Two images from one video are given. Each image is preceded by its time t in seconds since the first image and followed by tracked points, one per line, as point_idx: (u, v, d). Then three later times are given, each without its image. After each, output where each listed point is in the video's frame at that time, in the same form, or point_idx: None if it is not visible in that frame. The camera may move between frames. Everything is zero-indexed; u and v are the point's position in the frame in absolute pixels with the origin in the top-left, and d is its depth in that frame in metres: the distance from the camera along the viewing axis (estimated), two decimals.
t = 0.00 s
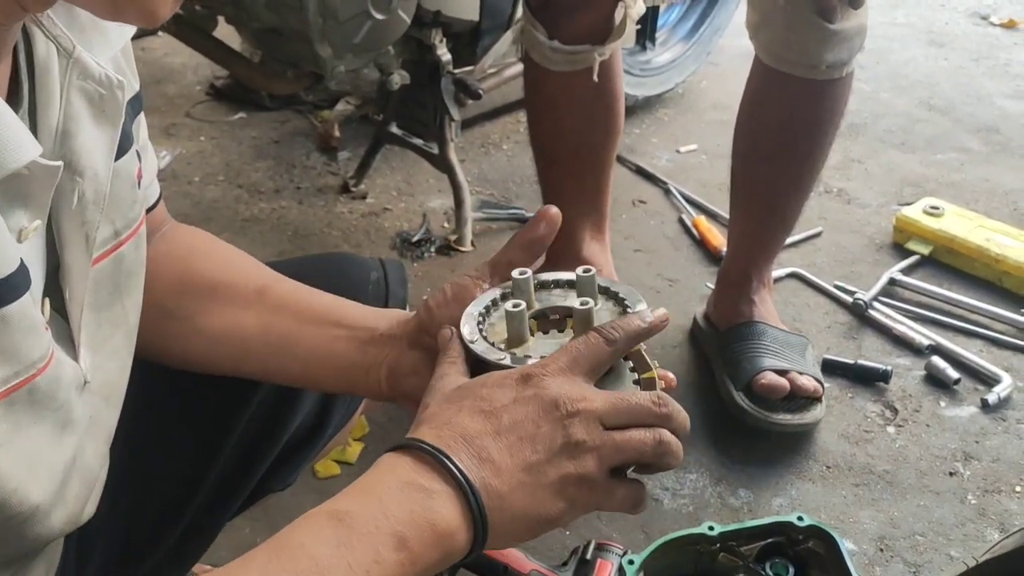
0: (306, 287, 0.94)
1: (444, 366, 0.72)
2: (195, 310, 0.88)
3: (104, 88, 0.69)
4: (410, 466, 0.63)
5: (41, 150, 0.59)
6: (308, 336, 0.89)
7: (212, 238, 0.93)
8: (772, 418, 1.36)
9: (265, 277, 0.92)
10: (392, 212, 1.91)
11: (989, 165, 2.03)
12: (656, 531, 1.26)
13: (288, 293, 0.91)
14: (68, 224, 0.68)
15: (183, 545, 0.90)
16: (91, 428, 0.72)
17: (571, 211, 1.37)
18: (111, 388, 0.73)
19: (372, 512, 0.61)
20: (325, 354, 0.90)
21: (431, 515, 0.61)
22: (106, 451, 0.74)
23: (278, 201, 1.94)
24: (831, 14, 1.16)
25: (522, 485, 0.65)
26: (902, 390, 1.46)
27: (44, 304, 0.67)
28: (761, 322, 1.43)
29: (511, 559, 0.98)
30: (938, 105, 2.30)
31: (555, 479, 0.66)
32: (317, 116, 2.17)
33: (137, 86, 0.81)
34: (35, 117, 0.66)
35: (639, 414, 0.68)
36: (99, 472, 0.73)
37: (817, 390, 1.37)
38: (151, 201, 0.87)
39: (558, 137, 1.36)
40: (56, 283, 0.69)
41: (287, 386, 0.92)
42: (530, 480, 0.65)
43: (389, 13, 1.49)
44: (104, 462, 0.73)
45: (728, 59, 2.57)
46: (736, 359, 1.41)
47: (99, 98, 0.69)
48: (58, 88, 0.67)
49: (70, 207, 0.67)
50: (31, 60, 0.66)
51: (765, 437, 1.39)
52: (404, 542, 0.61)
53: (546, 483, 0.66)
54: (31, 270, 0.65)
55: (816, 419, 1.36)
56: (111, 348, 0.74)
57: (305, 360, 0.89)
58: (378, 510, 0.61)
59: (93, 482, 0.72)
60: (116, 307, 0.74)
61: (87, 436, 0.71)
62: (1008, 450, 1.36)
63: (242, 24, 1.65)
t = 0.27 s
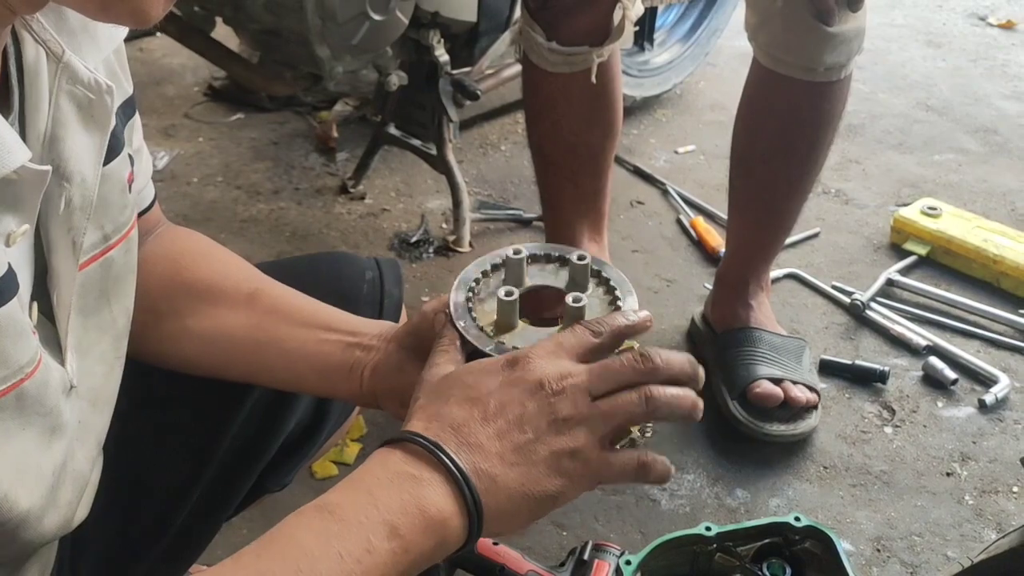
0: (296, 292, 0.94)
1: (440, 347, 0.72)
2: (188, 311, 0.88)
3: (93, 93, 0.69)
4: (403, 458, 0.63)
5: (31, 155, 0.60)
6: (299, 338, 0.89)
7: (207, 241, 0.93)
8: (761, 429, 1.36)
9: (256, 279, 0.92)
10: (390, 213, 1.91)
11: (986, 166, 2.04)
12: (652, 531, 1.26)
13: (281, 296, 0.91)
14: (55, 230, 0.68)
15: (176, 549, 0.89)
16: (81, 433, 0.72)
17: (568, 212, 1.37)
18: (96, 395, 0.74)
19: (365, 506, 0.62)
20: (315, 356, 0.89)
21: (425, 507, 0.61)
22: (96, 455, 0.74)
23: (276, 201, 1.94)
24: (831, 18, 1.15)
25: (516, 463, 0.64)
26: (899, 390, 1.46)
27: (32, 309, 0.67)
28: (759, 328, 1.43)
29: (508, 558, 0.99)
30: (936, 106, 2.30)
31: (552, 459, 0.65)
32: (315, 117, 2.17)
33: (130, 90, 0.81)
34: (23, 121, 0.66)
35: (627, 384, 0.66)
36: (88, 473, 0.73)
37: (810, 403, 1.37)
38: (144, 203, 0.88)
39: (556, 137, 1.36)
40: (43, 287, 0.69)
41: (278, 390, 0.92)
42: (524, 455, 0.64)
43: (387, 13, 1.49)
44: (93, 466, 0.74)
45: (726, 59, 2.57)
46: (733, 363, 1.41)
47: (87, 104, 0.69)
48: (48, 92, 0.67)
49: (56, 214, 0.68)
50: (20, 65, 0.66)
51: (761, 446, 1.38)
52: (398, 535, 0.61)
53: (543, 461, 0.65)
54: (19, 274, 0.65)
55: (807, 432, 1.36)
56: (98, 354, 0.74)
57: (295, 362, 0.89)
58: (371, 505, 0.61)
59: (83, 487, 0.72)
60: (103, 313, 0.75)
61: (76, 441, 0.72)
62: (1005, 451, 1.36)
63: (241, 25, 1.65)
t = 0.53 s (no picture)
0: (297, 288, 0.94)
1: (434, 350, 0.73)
2: (185, 311, 0.88)
3: (90, 93, 0.69)
4: (396, 465, 0.63)
5: (30, 157, 0.59)
6: (297, 336, 0.89)
7: (206, 240, 0.93)
8: (760, 433, 1.35)
9: (256, 277, 0.92)
10: (389, 212, 1.91)
11: (986, 165, 2.04)
12: (653, 531, 1.26)
13: (279, 294, 0.91)
14: (53, 232, 0.68)
15: (180, 547, 0.89)
16: (78, 434, 0.72)
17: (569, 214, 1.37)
18: (94, 397, 0.73)
19: (358, 514, 0.61)
20: (312, 351, 0.89)
21: (417, 516, 0.61)
22: (93, 456, 0.74)
23: (275, 201, 1.94)
24: (830, 18, 1.15)
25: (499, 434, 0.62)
26: (899, 389, 1.46)
27: (30, 310, 0.67)
28: (759, 330, 1.43)
29: (508, 558, 0.99)
30: (935, 105, 2.30)
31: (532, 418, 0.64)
32: (314, 116, 2.17)
33: (128, 91, 0.81)
34: (22, 122, 0.66)
35: (564, 316, 0.65)
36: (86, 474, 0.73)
37: (807, 409, 1.37)
38: (144, 205, 0.88)
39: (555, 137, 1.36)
40: (40, 289, 0.69)
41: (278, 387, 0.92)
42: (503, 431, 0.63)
43: (385, 13, 1.49)
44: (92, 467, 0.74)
45: (725, 58, 2.57)
46: (729, 365, 1.41)
47: (85, 103, 0.69)
48: (44, 93, 0.66)
49: (54, 215, 0.67)
50: (19, 66, 0.65)
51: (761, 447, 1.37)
52: (390, 544, 0.61)
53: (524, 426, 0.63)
54: (17, 275, 0.65)
55: (806, 434, 1.35)
56: (96, 356, 0.74)
57: (292, 360, 0.88)
58: (364, 513, 0.61)
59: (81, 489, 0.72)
60: (101, 313, 0.74)
61: (74, 443, 0.71)
62: (1004, 450, 1.36)
63: (240, 24, 1.65)
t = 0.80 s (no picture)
0: (297, 280, 0.93)
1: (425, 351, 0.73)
2: (183, 301, 0.87)
3: (95, 87, 0.68)
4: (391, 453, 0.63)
5: (37, 147, 0.59)
6: (296, 325, 0.88)
7: (204, 233, 0.92)
8: (759, 433, 1.34)
9: (256, 270, 0.91)
10: (389, 210, 1.90)
11: (988, 162, 2.03)
12: (653, 529, 1.26)
13: (277, 285, 0.90)
14: (60, 225, 0.67)
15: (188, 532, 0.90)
16: (82, 429, 0.71)
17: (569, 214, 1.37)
18: (99, 390, 0.73)
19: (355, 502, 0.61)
20: (310, 340, 0.88)
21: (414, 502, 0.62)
22: (97, 452, 0.73)
23: (275, 199, 1.93)
24: (830, 14, 1.14)
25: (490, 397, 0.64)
26: (899, 387, 1.46)
27: (37, 303, 0.66)
28: (759, 330, 1.43)
29: (507, 556, 1.01)
30: (936, 102, 2.29)
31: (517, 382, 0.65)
32: (314, 114, 2.16)
33: (132, 86, 0.80)
34: (28, 114, 0.66)
35: (534, 288, 0.69)
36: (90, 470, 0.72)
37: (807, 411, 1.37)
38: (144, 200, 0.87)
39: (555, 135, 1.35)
40: (48, 282, 0.68)
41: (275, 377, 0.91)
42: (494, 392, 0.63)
43: (384, 10, 1.49)
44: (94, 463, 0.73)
45: (726, 55, 2.56)
46: (728, 366, 1.41)
47: (90, 97, 0.69)
48: (49, 88, 0.66)
49: (60, 208, 0.67)
50: (23, 59, 0.65)
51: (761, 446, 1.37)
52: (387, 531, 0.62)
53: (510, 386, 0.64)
54: (25, 269, 0.64)
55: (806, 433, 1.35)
56: (103, 349, 0.74)
57: (291, 346, 0.88)
58: (362, 501, 0.61)
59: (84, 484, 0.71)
60: (106, 307, 0.74)
61: (76, 434, 0.71)
62: (1005, 447, 1.35)
63: (239, 22, 1.64)
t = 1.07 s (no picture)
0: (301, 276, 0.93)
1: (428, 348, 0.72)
2: (188, 300, 0.88)
3: (110, 78, 0.68)
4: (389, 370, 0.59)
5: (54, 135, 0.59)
6: (300, 324, 0.88)
7: (209, 231, 0.93)
8: (766, 427, 1.34)
9: (261, 266, 0.91)
10: (391, 207, 1.90)
11: (993, 158, 2.02)
12: (658, 527, 1.25)
13: (282, 283, 0.90)
14: (74, 217, 0.67)
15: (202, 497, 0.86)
16: (91, 422, 0.71)
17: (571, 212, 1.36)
18: (110, 382, 0.73)
19: (357, 432, 0.57)
20: (313, 336, 0.88)
21: (419, 422, 0.58)
22: (107, 446, 0.73)
23: (278, 195, 1.93)
24: (834, 7, 1.14)
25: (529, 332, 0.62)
26: (904, 384, 1.45)
27: (50, 295, 0.66)
28: (761, 322, 1.43)
29: (510, 555, 1.02)
30: (941, 98, 2.28)
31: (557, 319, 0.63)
32: (316, 110, 2.16)
33: (143, 78, 0.80)
34: (43, 102, 0.66)
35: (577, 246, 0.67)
36: (99, 467, 0.72)
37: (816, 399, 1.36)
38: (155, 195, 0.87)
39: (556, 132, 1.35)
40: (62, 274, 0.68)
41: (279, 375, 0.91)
42: (529, 326, 0.62)
43: (386, 6, 1.48)
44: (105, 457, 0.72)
45: (729, 52, 2.55)
46: (733, 360, 1.41)
47: (104, 87, 0.69)
48: (63, 79, 0.66)
49: (75, 199, 0.66)
50: (37, 49, 0.66)
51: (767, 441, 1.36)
52: (396, 457, 0.58)
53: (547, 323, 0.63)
54: (40, 260, 0.64)
55: (812, 427, 1.35)
56: (117, 341, 0.74)
57: (295, 343, 0.88)
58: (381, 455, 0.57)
59: (95, 477, 0.71)
60: (117, 301, 0.74)
61: (85, 426, 0.70)
62: (1011, 445, 1.35)
63: (242, 18, 1.64)
